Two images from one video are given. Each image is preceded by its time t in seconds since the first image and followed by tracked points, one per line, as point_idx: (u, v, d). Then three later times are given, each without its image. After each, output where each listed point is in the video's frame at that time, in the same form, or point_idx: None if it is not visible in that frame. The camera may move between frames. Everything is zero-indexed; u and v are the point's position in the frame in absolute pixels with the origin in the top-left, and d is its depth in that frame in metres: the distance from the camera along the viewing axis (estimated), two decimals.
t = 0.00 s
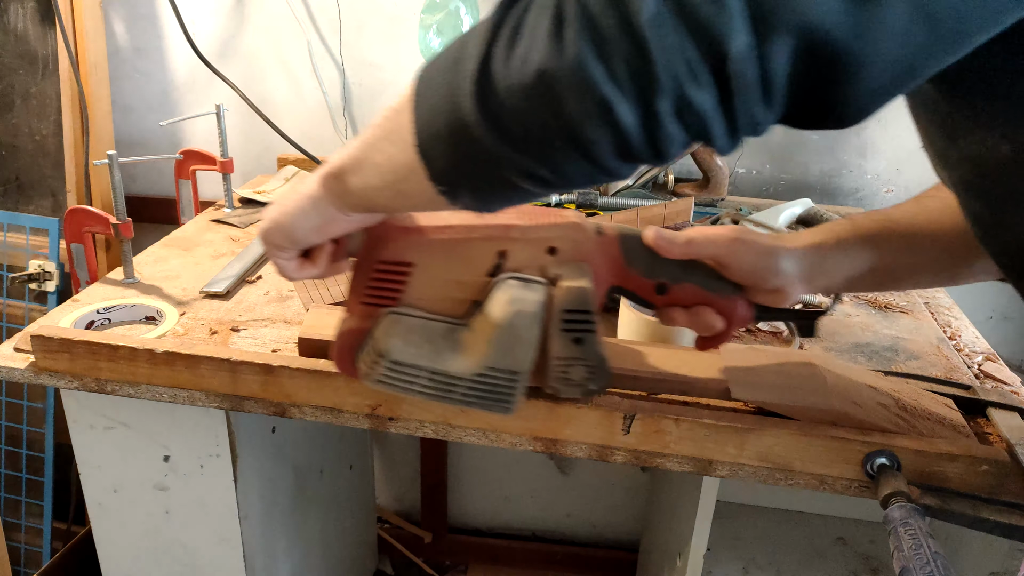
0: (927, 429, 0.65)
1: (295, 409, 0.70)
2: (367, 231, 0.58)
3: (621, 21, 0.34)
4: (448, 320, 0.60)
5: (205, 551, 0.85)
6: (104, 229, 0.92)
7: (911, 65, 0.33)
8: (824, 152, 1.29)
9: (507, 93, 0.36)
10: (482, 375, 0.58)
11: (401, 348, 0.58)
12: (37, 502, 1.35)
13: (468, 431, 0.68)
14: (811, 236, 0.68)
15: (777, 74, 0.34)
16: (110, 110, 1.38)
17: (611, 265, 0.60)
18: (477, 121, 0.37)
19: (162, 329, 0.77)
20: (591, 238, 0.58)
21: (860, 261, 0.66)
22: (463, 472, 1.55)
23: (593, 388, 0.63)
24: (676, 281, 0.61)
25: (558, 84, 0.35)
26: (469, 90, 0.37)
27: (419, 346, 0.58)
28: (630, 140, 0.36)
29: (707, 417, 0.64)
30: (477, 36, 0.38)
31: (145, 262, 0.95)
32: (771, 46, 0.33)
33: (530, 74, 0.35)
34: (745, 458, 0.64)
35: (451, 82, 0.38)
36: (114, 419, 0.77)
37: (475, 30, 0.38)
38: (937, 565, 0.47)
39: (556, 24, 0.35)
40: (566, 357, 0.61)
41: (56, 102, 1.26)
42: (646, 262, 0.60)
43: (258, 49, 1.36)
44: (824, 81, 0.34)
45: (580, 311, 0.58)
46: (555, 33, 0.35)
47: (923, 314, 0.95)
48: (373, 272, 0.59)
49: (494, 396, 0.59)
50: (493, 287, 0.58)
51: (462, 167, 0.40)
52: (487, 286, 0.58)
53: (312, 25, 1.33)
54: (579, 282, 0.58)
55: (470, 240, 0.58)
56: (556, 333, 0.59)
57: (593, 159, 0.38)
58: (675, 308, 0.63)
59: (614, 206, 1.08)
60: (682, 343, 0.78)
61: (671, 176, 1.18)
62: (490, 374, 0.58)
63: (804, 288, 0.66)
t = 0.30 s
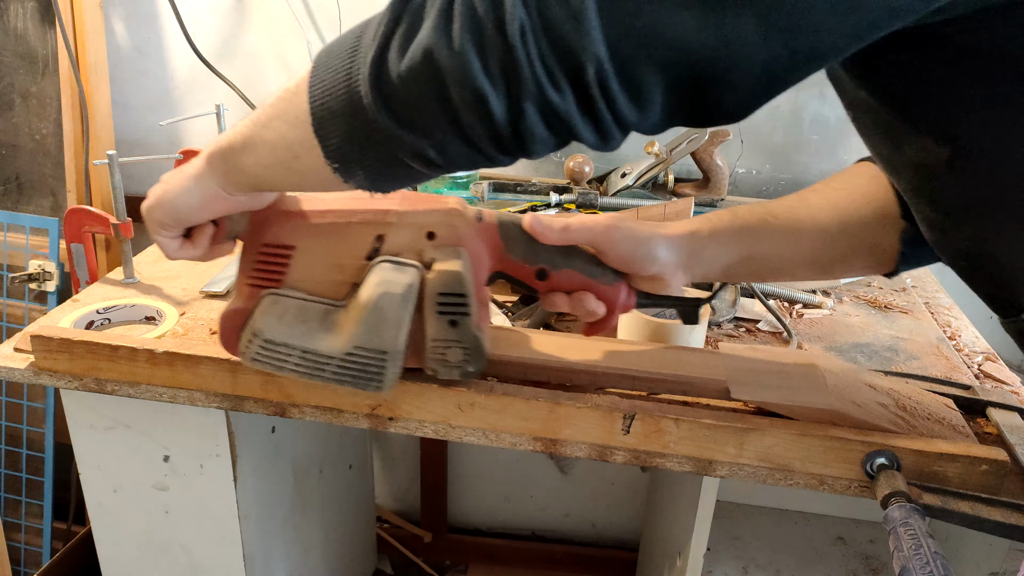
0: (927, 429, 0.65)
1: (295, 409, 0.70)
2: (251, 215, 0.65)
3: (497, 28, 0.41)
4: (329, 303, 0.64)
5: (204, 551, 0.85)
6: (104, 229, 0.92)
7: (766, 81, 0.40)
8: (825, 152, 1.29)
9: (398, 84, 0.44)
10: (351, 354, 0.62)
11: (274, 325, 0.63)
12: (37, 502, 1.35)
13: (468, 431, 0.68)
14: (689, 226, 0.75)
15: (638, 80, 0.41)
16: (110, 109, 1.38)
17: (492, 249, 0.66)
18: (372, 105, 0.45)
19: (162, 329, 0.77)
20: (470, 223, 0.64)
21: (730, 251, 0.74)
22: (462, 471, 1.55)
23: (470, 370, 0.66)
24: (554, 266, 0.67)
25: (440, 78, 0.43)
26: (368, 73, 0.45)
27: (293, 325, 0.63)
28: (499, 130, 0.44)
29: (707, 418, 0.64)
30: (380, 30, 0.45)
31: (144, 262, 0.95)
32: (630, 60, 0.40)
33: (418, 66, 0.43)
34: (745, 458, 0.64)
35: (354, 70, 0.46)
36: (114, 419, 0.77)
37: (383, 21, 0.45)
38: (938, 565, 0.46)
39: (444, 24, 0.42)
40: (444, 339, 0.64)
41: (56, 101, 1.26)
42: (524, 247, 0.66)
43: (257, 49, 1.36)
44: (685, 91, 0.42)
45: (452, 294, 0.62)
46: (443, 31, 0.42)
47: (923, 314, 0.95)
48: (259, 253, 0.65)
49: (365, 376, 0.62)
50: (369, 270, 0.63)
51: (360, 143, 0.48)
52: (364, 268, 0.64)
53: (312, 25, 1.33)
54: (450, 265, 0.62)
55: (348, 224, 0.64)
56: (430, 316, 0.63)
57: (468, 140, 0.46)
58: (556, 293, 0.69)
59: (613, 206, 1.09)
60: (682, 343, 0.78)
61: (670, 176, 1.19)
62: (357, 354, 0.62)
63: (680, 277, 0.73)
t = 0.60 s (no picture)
0: (927, 429, 0.65)
1: (295, 409, 0.70)
2: (278, 209, 0.66)
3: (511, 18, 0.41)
4: (350, 295, 0.65)
5: (204, 551, 0.85)
6: (104, 229, 0.92)
7: (773, 68, 0.41)
8: (825, 152, 1.29)
9: (414, 74, 0.44)
10: (373, 346, 0.62)
11: (298, 317, 0.64)
12: (37, 502, 1.35)
13: (468, 431, 0.68)
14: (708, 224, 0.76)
15: (650, 65, 0.41)
16: (110, 110, 1.38)
17: (512, 247, 0.67)
18: (388, 94, 0.45)
19: (162, 329, 0.77)
20: (490, 219, 0.64)
21: (743, 251, 0.75)
22: (462, 471, 1.55)
23: (491, 364, 0.67)
24: (574, 264, 0.68)
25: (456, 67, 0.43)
26: (383, 68, 0.45)
27: (316, 317, 0.64)
28: (514, 119, 0.44)
29: (707, 418, 0.64)
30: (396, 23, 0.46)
31: (144, 262, 0.95)
32: (641, 46, 0.40)
33: (433, 55, 0.43)
34: (745, 458, 0.64)
35: (370, 61, 0.46)
36: (114, 419, 0.77)
37: (399, 14, 0.46)
38: (939, 565, 0.46)
39: (459, 15, 0.42)
40: (464, 332, 0.65)
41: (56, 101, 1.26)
42: (545, 245, 0.67)
43: (257, 48, 1.36)
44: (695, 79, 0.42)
45: (474, 289, 0.63)
46: (458, 22, 0.42)
47: (923, 314, 0.95)
48: (284, 247, 0.67)
49: (386, 367, 0.63)
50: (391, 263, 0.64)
51: (376, 135, 0.47)
52: (387, 262, 0.65)
53: (312, 25, 1.33)
54: (471, 260, 0.63)
55: (371, 219, 0.65)
56: (450, 309, 0.64)
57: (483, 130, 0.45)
58: (576, 290, 0.70)
59: (613, 206, 1.08)
60: (681, 343, 0.79)
61: (670, 176, 1.19)
62: (379, 346, 0.62)
63: (699, 273, 0.74)
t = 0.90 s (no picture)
0: (927, 429, 0.65)
1: (295, 409, 0.70)
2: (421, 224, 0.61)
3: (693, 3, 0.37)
4: (496, 313, 0.61)
5: (205, 551, 0.85)
6: (104, 229, 0.92)
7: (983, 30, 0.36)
8: (825, 151, 1.28)
9: (580, 73, 0.40)
10: (530, 367, 0.59)
11: (449, 337, 0.60)
12: (37, 502, 1.35)
13: (468, 431, 0.68)
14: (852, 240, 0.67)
15: (847, 41, 0.37)
16: (110, 110, 1.38)
17: (660, 264, 0.62)
18: (553, 98, 0.41)
19: (162, 329, 0.77)
20: (637, 236, 0.60)
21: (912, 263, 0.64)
22: (463, 471, 1.55)
23: (639, 385, 0.63)
24: (726, 282, 0.64)
25: (630, 61, 0.39)
26: (545, 69, 0.41)
27: (467, 335, 0.60)
28: (699, 111, 0.40)
29: (707, 418, 0.64)
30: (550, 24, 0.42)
31: (145, 262, 0.95)
32: (844, 12, 0.36)
33: (603, 49, 0.39)
34: (745, 458, 0.64)
35: (528, 66, 0.42)
36: (114, 419, 0.77)
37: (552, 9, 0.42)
38: (939, 565, 0.46)
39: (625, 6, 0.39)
40: (615, 353, 0.60)
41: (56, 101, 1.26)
42: (696, 261, 0.62)
43: (257, 48, 1.36)
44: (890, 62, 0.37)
45: (628, 309, 0.59)
46: (627, 12, 0.39)
47: (923, 314, 0.95)
48: (426, 263, 0.62)
49: (540, 388, 0.60)
50: (541, 281, 0.59)
51: (540, 142, 0.44)
52: (534, 280, 0.60)
53: (312, 25, 1.33)
54: (627, 279, 0.59)
55: (518, 236, 0.60)
56: (602, 329, 0.59)
57: (662, 130, 0.41)
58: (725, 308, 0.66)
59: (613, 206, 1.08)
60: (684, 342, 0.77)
61: (671, 176, 1.19)
62: (537, 367, 0.59)
63: (856, 291, 0.67)
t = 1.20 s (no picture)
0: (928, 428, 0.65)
1: (296, 409, 0.70)
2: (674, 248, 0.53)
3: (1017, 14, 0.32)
4: (762, 341, 0.56)
5: (205, 551, 0.85)
6: (104, 229, 0.92)
7: None
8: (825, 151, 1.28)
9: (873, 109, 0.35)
10: (812, 399, 0.56)
11: (721, 367, 0.57)
12: (37, 502, 1.35)
13: (468, 431, 0.68)
14: None
15: None
16: (110, 110, 1.38)
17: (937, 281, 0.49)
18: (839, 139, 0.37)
19: (162, 329, 0.77)
20: (909, 263, 0.59)
21: None
22: (463, 471, 1.55)
23: (909, 418, 0.61)
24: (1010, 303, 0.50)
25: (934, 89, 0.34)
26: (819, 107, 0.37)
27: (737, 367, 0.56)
28: None
29: (706, 417, 0.64)
30: (805, 58, 0.38)
31: (144, 262, 0.95)
32: None
33: (899, 83, 0.34)
34: (745, 458, 0.64)
35: (795, 109, 0.38)
36: (114, 419, 0.77)
37: (813, 44, 0.37)
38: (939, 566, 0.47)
39: (921, 29, 0.34)
40: (885, 386, 0.58)
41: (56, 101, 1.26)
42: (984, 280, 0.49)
43: (258, 48, 1.36)
44: None
45: (903, 337, 0.56)
46: (923, 37, 0.34)
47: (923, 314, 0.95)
48: (680, 289, 0.56)
49: (820, 420, 0.57)
50: (817, 311, 0.55)
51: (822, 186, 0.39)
52: (807, 307, 0.56)
53: (312, 25, 1.33)
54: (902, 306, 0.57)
55: (786, 261, 0.55)
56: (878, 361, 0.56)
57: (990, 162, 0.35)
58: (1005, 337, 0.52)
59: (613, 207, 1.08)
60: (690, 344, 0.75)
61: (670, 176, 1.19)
62: (820, 400, 0.56)
63: None
